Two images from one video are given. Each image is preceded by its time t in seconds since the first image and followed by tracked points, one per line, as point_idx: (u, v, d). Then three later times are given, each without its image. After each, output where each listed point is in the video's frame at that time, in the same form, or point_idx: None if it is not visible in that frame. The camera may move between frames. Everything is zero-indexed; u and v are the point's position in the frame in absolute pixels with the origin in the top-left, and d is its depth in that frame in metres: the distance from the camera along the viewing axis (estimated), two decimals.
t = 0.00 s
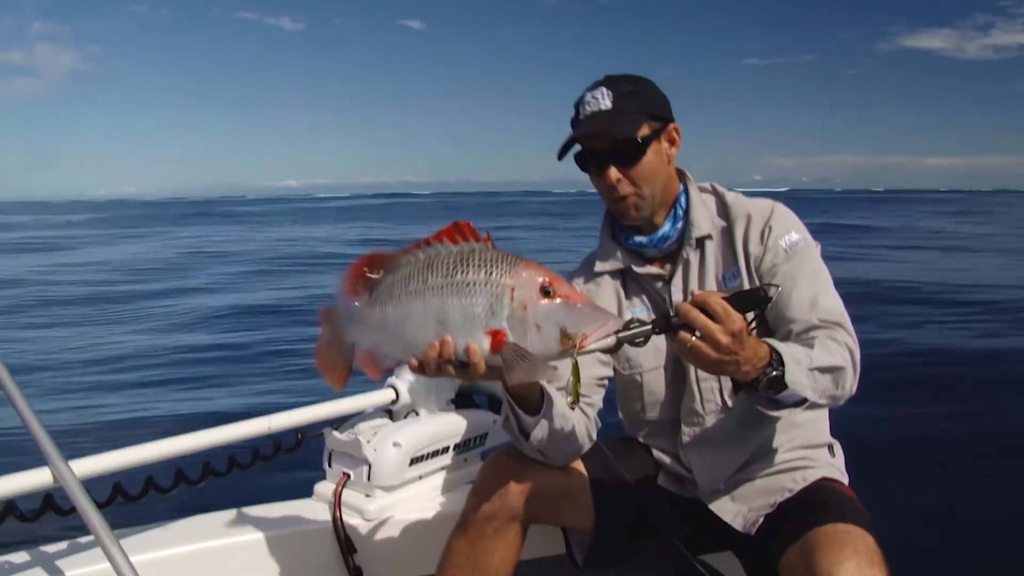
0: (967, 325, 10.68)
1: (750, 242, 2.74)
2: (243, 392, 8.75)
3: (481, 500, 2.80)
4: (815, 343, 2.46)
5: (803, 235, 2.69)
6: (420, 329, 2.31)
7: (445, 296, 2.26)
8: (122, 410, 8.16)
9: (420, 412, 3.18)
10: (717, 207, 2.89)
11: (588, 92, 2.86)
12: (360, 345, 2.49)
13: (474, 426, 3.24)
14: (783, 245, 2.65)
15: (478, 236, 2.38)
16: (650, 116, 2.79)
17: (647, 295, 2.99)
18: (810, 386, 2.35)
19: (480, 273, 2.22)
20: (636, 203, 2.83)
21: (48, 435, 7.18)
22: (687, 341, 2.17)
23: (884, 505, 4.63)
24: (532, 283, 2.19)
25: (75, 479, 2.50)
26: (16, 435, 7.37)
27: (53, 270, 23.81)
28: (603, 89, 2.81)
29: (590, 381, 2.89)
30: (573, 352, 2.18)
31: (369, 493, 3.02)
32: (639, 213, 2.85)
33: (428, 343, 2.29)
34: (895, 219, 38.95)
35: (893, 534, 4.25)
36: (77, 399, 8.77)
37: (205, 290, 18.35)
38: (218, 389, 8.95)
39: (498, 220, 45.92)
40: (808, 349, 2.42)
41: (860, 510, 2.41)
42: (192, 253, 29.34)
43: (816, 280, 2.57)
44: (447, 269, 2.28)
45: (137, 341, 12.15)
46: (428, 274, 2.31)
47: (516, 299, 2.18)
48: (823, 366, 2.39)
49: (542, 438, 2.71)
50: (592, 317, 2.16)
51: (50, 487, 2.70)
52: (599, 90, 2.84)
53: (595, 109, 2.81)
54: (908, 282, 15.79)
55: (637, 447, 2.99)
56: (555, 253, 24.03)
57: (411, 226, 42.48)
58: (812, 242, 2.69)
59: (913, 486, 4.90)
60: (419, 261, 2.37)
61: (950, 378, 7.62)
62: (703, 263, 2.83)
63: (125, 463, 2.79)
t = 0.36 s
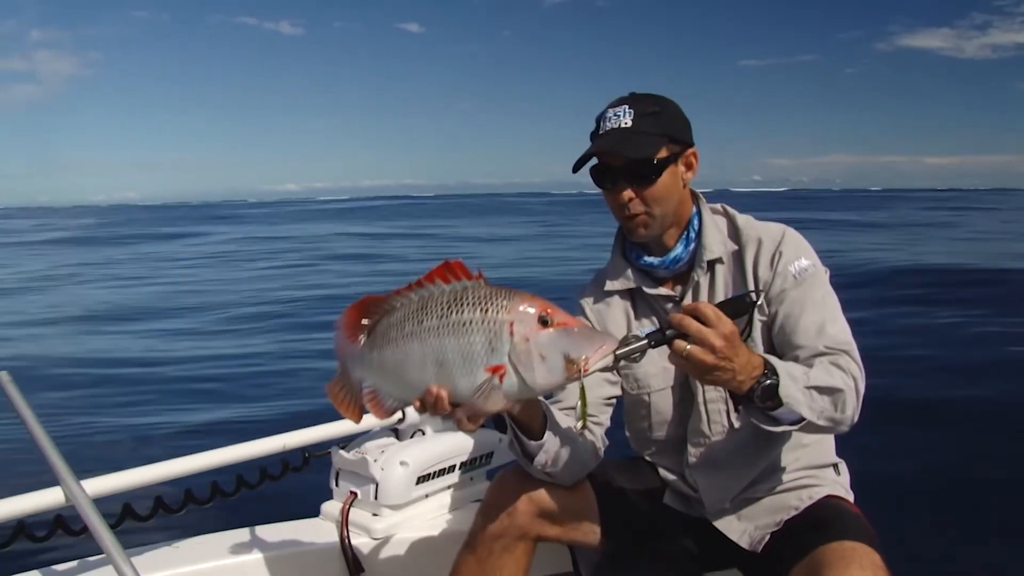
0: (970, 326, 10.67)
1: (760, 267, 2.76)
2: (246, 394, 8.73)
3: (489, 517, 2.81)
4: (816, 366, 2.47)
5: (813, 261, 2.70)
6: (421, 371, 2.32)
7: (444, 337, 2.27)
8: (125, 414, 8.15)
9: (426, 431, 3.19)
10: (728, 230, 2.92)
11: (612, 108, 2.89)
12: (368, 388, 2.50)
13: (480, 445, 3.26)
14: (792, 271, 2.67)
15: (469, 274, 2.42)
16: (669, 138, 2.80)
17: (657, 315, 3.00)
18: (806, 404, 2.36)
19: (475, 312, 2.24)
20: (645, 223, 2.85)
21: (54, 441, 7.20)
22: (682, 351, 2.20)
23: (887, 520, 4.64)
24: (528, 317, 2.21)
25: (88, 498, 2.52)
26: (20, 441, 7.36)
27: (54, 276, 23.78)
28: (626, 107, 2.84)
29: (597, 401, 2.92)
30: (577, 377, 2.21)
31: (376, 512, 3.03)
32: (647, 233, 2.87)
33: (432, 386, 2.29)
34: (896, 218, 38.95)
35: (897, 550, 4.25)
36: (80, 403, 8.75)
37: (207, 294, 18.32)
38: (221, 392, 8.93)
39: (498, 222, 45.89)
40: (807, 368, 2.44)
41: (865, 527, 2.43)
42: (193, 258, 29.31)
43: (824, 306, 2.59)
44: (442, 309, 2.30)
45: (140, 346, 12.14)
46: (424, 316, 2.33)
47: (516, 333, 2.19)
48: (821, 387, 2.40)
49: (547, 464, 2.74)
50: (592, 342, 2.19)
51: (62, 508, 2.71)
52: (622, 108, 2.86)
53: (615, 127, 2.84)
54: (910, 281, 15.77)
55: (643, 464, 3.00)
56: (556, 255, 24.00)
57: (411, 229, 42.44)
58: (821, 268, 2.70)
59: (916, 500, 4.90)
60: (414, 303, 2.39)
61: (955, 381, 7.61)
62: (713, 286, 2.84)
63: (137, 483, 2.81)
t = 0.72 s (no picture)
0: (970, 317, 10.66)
1: (763, 269, 2.74)
2: (245, 381, 8.72)
3: (486, 511, 2.81)
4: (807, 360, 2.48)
5: (816, 264, 2.70)
6: (425, 381, 2.21)
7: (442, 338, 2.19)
8: (124, 399, 8.14)
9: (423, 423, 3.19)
10: (733, 230, 2.88)
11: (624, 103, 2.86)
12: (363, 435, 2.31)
13: (477, 438, 3.25)
14: (795, 274, 2.67)
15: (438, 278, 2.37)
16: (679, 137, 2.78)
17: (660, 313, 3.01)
18: (793, 392, 2.37)
19: (467, 306, 2.20)
20: (650, 221, 2.83)
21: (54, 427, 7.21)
22: (665, 332, 2.23)
23: (886, 519, 4.63)
24: (512, 300, 2.23)
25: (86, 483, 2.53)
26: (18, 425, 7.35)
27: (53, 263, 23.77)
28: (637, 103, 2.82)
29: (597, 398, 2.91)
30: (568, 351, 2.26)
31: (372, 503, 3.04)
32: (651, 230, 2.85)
33: (442, 392, 2.20)
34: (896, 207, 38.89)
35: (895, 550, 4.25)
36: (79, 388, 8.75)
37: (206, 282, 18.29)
38: (220, 378, 8.92)
39: (498, 210, 45.82)
40: (796, 360, 2.47)
41: (861, 524, 2.43)
42: (192, 246, 29.28)
43: (826, 310, 2.60)
44: (431, 314, 2.22)
45: (139, 333, 12.12)
46: (415, 325, 2.23)
47: (509, 316, 2.20)
48: (808, 377, 2.42)
49: (544, 461, 2.73)
50: (573, 315, 2.27)
51: (60, 492, 2.73)
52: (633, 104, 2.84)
53: (626, 122, 2.82)
54: (911, 271, 15.75)
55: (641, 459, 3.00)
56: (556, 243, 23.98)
57: (410, 217, 42.38)
58: (824, 272, 2.70)
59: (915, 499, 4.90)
60: (398, 319, 2.28)
61: (955, 376, 7.61)
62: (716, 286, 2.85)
63: (136, 469, 2.83)
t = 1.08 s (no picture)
0: (963, 309, 10.68)
1: (759, 265, 2.75)
2: (238, 371, 8.70)
3: (479, 501, 2.81)
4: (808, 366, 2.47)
5: (811, 262, 2.70)
6: (418, 346, 2.28)
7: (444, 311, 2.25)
8: (118, 389, 8.13)
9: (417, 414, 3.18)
10: (729, 225, 2.88)
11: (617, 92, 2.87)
12: (360, 378, 2.42)
13: (470, 429, 3.25)
14: (791, 270, 2.67)
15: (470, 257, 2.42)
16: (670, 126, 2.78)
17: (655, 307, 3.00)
18: (799, 402, 2.37)
19: (477, 286, 2.25)
20: (642, 209, 2.84)
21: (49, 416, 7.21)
22: (677, 346, 2.18)
23: (877, 514, 4.65)
24: (525, 297, 2.25)
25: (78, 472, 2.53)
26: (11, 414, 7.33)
27: (47, 254, 23.69)
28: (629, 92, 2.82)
29: (590, 387, 2.92)
30: (568, 360, 2.25)
31: (365, 494, 3.03)
32: (644, 218, 2.86)
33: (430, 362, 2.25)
34: (891, 198, 38.92)
35: (884, 543, 4.27)
36: (72, 377, 8.73)
37: (201, 273, 18.24)
38: (214, 368, 8.91)
39: (494, 201, 45.76)
40: (800, 368, 2.45)
41: (853, 520, 2.44)
42: (187, 236, 29.21)
43: (821, 307, 2.60)
44: (445, 284, 2.29)
45: (133, 323, 12.08)
46: (425, 291, 2.30)
47: (514, 309, 2.22)
48: (812, 386, 2.41)
49: (537, 447, 2.74)
50: (582, 327, 2.26)
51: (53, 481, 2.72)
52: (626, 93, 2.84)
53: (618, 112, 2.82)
54: (904, 263, 15.77)
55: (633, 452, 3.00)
56: (550, 233, 23.97)
57: (406, 207, 42.29)
58: (819, 269, 2.71)
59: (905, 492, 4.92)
60: (415, 283, 2.37)
61: (947, 369, 7.63)
62: (712, 280, 2.85)
63: (129, 458, 2.83)
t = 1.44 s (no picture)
0: (957, 305, 10.69)
1: (741, 257, 2.74)
2: (233, 371, 8.69)
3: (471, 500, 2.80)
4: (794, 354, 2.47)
5: (792, 251, 2.70)
6: (403, 346, 2.28)
7: (427, 310, 2.25)
8: (112, 391, 8.13)
9: (409, 414, 3.18)
10: (709, 220, 2.89)
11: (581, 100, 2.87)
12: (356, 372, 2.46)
13: (463, 429, 3.24)
14: (772, 260, 2.67)
15: (457, 253, 2.41)
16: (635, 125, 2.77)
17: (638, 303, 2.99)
18: (787, 390, 2.36)
19: (460, 284, 2.24)
20: (617, 209, 2.84)
21: (44, 420, 7.20)
22: (664, 337, 2.18)
23: (869, 510, 4.66)
24: (509, 291, 2.22)
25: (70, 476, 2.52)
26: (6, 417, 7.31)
27: (41, 254, 23.60)
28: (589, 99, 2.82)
29: (579, 385, 2.92)
30: (555, 355, 2.20)
31: (358, 495, 3.03)
32: (621, 218, 2.86)
33: (415, 362, 2.25)
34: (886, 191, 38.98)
35: (875, 540, 4.29)
36: (66, 380, 8.70)
37: (195, 272, 18.19)
38: (208, 369, 8.89)
39: (490, 197, 45.75)
40: (786, 356, 2.44)
41: (844, 515, 2.44)
42: (182, 236, 29.13)
43: (803, 296, 2.59)
44: (430, 283, 2.29)
45: (126, 325, 12.05)
46: (410, 290, 2.31)
47: (497, 306, 2.19)
48: (800, 373, 2.40)
49: (527, 443, 2.74)
50: (568, 321, 2.21)
51: (46, 486, 2.72)
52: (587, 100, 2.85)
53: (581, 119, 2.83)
54: (897, 257, 15.78)
55: (625, 450, 2.99)
56: (545, 229, 23.94)
57: (401, 205, 42.22)
58: (801, 259, 2.70)
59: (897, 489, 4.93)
60: (401, 281, 2.37)
61: (940, 366, 7.64)
62: (694, 273, 2.85)
63: (122, 462, 2.82)
